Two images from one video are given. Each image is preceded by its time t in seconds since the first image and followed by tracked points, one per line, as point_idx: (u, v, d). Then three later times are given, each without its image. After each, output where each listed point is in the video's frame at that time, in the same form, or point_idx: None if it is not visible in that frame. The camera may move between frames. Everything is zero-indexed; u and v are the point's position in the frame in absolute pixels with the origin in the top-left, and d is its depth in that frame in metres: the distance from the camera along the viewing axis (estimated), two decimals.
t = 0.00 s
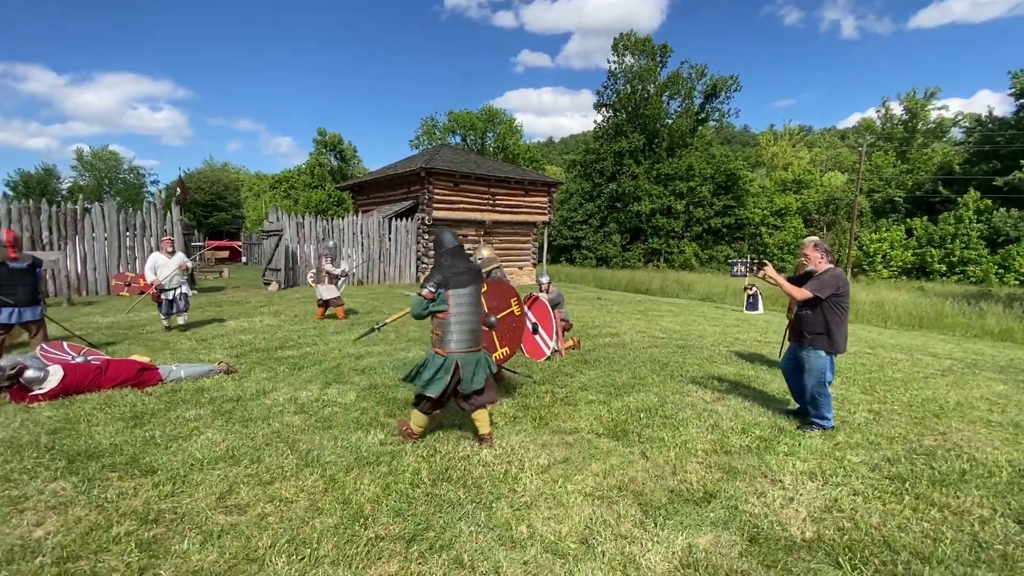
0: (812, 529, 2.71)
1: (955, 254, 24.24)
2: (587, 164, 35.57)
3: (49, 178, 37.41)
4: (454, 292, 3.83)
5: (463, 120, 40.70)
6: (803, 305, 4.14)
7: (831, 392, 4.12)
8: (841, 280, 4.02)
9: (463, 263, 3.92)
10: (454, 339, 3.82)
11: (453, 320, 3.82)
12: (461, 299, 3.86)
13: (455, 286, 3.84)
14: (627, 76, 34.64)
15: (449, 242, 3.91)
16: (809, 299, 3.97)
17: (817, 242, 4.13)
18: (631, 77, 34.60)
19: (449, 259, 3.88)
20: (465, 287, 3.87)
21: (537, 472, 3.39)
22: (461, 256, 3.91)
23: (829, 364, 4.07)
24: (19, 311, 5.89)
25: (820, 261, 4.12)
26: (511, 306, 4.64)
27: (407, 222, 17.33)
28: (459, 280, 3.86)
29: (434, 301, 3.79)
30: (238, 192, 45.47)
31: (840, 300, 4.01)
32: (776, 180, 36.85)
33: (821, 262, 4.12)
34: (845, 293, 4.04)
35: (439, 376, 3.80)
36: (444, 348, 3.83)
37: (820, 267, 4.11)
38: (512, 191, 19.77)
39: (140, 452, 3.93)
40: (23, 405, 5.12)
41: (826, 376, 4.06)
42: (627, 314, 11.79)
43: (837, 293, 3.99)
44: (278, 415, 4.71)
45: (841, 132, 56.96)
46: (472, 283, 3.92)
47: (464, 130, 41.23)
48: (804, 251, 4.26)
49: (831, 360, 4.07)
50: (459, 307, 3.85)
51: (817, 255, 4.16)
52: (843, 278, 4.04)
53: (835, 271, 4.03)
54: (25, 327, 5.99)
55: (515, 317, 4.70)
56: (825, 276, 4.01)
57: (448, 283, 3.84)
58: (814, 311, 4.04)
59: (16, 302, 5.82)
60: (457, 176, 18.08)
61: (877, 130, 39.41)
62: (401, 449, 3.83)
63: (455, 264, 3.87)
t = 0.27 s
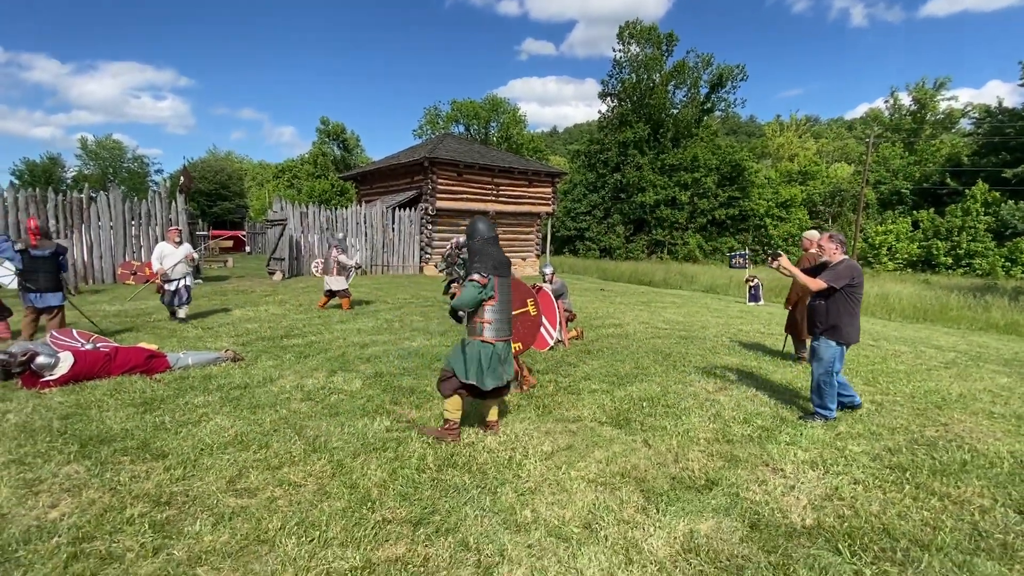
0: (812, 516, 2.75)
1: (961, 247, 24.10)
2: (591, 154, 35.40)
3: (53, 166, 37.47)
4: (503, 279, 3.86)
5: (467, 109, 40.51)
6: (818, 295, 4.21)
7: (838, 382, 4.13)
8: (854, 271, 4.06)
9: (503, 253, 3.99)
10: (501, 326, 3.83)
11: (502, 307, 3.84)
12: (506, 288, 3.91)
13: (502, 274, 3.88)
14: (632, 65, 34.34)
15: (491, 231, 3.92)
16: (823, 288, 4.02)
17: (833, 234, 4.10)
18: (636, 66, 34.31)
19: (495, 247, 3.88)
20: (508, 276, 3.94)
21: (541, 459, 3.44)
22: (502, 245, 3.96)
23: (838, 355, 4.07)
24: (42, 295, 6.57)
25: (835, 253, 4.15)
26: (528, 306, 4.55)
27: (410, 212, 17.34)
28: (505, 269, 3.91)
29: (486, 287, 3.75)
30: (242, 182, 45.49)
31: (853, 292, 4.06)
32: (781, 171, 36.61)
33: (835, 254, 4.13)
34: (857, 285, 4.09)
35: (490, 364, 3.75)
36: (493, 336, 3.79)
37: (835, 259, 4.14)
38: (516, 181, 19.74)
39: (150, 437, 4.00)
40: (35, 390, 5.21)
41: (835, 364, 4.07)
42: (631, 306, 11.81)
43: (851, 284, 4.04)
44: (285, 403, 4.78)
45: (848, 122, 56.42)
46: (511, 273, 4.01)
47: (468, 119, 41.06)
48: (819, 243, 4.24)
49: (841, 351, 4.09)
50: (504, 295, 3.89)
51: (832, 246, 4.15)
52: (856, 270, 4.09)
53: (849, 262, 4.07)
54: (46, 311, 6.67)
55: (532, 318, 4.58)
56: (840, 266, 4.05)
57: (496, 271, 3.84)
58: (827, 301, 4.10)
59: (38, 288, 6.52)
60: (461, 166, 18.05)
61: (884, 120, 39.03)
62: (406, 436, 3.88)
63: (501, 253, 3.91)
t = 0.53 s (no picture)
0: (815, 501, 2.79)
1: (971, 239, 23.90)
2: (598, 143, 35.20)
3: (60, 154, 37.61)
4: (539, 274, 3.54)
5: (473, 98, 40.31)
6: (838, 284, 4.23)
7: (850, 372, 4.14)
8: (874, 259, 4.12)
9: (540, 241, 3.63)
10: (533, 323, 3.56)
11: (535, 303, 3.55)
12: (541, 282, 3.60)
13: (538, 267, 3.55)
14: (639, 53, 34.00)
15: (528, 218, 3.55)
16: (845, 277, 4.05)
17: (852, 224, 4.24)
18: (643, 54, 33.96)
19: (532, 237, 3.53)
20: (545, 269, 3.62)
21: (548, 444, 3.49)
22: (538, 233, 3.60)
23: (856, 343, 4.12)
24: (57, 281, 6.70)
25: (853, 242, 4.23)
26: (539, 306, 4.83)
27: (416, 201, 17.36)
28: (543, 261, 3.58)
29: (515, 282, 3.44)
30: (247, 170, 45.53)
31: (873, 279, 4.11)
32: (789, 161, 36.29)
33: (854, 242, 4.23)
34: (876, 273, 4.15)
35: (521, 363, 3.52)
36: (525, 334, 3.53)
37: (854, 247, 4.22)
38: (521, 171, 19.70)
39: (164, 420, 4.08)
40: (50, 375, 5.31)
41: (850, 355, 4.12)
42: (636, 296, 11.82)
43: (872, 271, 4.09)
44: (296, 388, 4.86)
45: (858, 112, 55.75)
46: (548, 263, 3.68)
47: (474, 108, 40.86)
48: (838, 234, 4.39)
49: (860, 340, 4.13)
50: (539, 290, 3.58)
51: (851, 236, 4.27)
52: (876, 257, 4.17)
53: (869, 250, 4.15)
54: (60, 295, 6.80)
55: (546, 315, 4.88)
56: (861, 255, 4.10)
57: (531, 263, 3.51)
58: (849, 290, 4.13)
59: (51, 273, 6.61)
60: (467, 155, 18.02)
61: (895, 110, 38.52)
62: (415, 420, 3.95)
63: (538, 244, 3.56)
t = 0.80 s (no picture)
0: (819, 488, 2.83)
1: (983, 230, 23.60)
2: (606, 132, 34.95)
3: (69, 143, 37.82)
4: (562, 265, 3.40)
5: (480, 86, 40.07)
6: (862, 274, 4.26)
7: (872, 361, 4.21)
8: (900, 248, 4.17)
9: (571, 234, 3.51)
10: (560, 318, 3.41)
11: (560, 297, 3.41)
12: (571, 274, 3.44)
13: (563, 259, 3.42)
14: (649, 41, 33.59)
15: (554, 210, 3.48)
16: (869, 267, 4.10)
17: (875, 215, 4.28)
18: (653, 42, 33.55)
19: (555, 229, 3.45)
20: (574, 260, 3.45)
21: (555, 431, 3.54)
22: (567, 225, 3.48)
23: (881, 333, 4.17)
24: (73, 268, 6.79)
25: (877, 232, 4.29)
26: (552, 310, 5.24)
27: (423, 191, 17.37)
28: (569, 253, 3.44)
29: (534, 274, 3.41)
30: (255, 159, 45.61)
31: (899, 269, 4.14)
32: (800, 150, 35.88)
33: (878, 233, 4.29)
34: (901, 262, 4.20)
35: (548, 359, 3.41)
36: (551, 329, 3.41)
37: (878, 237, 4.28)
38: (529, 160, 19.65)
39: (179, 404, 4.18)
40: (66, 361, 5.42)
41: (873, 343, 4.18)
42: (642, 286, 11.83)
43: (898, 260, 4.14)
44: (306, 374, 4.94)
45: (871, 101, 54.90)
46: (581, 255, 3.50)
47: (481, 96, 40.63)
48: (861, 225, 4.44)
49: (885, 330, 4.16)
50: (565, 282, 3.43)
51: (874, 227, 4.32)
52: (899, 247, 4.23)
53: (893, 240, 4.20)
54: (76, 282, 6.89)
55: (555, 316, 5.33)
56: (886, 245, 4.15)
57: (553, 256, 3.41)
58: (874, 279, 4.17)
59: (66, 260, 6.71)
60: (474, 144, 17.98)
61: (909, 98, 37.91)
62: (423, 407, 4.01)
63: (563, 236, 3.45)
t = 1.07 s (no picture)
0: (820, 468, 2.87)
1: (995, 219, 23.34)
2: (614, 119, 34.65)
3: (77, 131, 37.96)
4: (582, 247, 3.21)
5: (487, 72, 39.77)
6: (885, 259, 4.33)
7: (902, 348, 4.24)
8: (923, 234, 4.23)
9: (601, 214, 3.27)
10: (583, 301, 3.22)
11: (580, 279, 3.22)
12: (594, 255, 3.19)
13: (585, 239, 3.23)
14: (658, 26, 33.14)
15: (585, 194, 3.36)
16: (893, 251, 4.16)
17: (900, 199, 4.33)
18: (662, 27, 33.10)
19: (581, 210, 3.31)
20: (599, 240, 3.19)
21: (559, 412, 3.60)
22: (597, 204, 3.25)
23: (905, 318, 4.23)
24: (92, 253, 6.91)
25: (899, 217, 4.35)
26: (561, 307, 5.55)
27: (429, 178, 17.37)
28: (590, 233, 3.22)
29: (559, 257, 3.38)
30: (261, 147, 45.63)
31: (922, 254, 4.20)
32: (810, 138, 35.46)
33: (902, 217, 4.35)
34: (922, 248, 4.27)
35: (573, 344, 3.26)
36: (577, 313, 3.26)
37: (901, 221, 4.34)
38: (536, 147, 19.57)
39: (191, 385, 4.26)
40: (80, 343, 5.53)
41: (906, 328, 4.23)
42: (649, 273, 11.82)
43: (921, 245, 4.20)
44: (315, 357, 5.02)
45: (884, 87, 54.02)
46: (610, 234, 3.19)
47: (488, 83, 40.35)
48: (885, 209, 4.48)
49: (907, 315, 4.23)
50: (587, 264, 3.20)
51: (899, 211, 4.35)
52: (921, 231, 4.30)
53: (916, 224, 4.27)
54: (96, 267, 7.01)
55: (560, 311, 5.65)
56: (910, 230, 4.21)
57: (576, 236, 3.27)
58: (897, 264, 4.23)
59: (84, 245, 6.82)
60: (480, 131, 17.92)
61: (923, 85, 37.28)
62: (430, 388, 4.09)
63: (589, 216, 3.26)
